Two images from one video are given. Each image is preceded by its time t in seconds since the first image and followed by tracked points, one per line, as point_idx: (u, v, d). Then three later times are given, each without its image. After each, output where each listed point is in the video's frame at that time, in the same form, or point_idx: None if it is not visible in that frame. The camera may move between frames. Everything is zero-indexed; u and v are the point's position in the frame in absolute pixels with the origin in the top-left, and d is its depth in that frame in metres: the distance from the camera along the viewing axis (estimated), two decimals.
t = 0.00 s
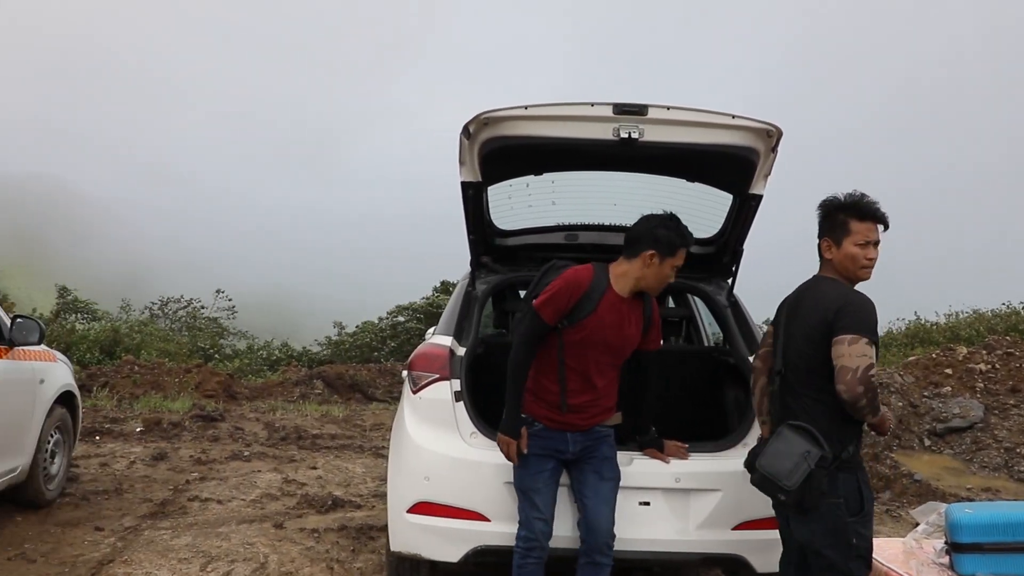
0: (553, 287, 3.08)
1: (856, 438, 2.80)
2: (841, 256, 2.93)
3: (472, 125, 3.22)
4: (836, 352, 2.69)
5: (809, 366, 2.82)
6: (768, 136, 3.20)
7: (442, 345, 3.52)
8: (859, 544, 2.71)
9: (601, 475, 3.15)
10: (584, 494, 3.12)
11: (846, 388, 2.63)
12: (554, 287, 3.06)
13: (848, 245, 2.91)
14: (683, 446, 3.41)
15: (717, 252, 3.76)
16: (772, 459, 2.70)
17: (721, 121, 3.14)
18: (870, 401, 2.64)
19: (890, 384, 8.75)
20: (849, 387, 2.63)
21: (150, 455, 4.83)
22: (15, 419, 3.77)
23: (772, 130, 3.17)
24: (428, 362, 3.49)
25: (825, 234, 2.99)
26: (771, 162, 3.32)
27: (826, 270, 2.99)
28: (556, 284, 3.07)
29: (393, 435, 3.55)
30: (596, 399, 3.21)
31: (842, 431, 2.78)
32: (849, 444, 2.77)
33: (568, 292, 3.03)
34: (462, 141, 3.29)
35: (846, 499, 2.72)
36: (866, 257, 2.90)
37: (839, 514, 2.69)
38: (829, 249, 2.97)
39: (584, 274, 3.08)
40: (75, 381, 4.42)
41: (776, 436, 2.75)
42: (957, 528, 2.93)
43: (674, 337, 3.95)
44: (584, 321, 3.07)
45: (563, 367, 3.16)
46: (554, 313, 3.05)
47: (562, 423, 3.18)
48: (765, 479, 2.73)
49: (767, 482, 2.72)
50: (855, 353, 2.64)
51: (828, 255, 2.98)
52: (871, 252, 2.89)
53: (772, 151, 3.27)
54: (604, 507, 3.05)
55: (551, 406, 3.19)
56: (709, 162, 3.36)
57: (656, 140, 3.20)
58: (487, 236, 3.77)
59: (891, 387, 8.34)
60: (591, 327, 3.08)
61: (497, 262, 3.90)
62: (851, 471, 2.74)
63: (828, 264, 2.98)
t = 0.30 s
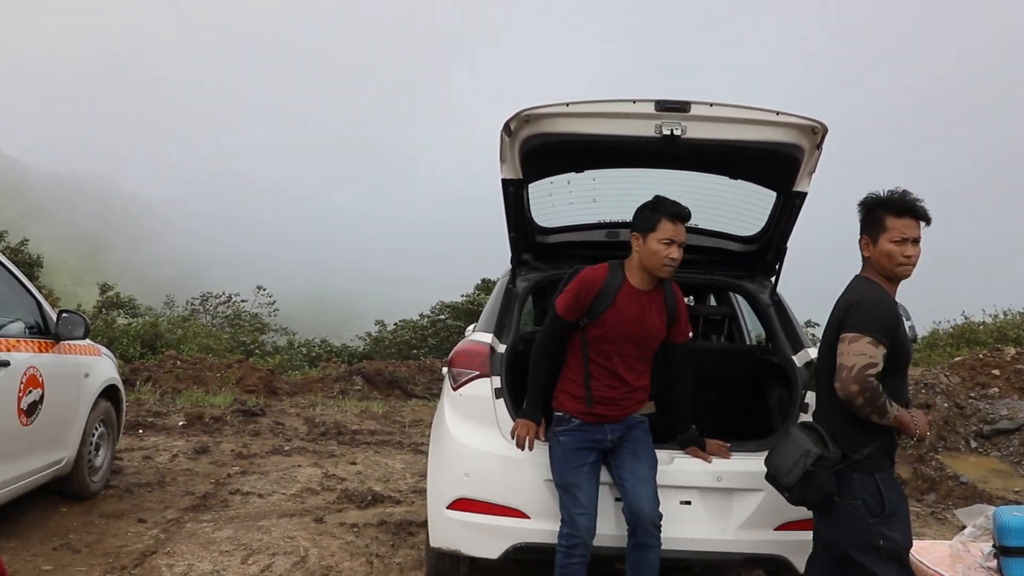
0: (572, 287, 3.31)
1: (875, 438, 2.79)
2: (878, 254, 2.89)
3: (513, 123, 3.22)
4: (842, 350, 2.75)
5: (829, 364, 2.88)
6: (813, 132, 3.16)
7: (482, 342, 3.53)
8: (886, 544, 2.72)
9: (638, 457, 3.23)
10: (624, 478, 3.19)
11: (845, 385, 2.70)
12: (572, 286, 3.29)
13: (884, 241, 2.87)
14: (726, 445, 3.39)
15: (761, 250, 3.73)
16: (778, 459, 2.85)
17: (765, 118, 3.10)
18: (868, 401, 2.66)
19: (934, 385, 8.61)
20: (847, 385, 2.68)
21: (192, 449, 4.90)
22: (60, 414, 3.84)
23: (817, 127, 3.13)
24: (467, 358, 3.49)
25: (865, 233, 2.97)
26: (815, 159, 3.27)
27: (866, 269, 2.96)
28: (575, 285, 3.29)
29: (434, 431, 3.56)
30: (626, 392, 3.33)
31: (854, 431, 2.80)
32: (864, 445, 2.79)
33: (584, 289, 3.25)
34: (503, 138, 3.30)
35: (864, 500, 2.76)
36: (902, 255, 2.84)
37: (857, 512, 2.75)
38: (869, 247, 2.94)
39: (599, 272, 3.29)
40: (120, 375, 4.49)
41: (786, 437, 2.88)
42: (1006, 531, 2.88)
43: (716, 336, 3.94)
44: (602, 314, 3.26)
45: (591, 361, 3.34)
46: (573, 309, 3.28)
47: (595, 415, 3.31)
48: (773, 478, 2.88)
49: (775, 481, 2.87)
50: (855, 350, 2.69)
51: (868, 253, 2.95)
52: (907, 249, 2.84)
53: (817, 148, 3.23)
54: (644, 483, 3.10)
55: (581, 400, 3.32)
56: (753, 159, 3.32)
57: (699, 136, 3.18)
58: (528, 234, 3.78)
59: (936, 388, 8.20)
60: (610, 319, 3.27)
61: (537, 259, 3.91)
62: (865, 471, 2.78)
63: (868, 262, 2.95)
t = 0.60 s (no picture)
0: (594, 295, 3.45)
1: (910, 443, 2.73)
2: (919, 251, 2.82)
3: (553, 117, 3.18)
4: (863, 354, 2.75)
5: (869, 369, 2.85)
6: (862, 127, 3.08)
7: (521, 338, 3.50)
8: (909, 552, 2.67)
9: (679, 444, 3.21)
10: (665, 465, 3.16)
11: (863, 389, 2.70)
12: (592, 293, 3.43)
13: (922, 238, 2.80)
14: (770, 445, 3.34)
15: (806, 247, 3.66)
16: (808, 461, 2.88)
17: (813, 113, 3.03)
18: (884, 405, 2.65)
19: (978, 385, 8.44)
20: (863, 389, 2.69)
21: (228, 441, 4.93)
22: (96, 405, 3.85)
23: (866, 121, 3.05)
24: (505, 355, 3.46)
25: (907, 230, 2.90)
26: (864, 154, 3.20)
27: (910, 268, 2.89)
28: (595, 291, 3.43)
29: (471, 427, 3.54)
30: (659, 384, 3.37)
31: (887, 436, 2.78)
32: (898, 450, 2.75)
33: (602, 292, 3.38)
34: (543, 132, 3.26)
35: (891, 505, 2.74)
36: (944, 251, 2.76)
37: (885, 517, 2.73)
38: (910, 246, 2.88)
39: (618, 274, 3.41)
40: (156, 367, 4.52)
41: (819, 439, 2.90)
42: None
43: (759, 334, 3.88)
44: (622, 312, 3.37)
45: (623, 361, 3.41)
46: (594, 314, 3.41)
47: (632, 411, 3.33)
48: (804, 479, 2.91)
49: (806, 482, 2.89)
50: (871, 354, 2.69)
51: (910, 251, 2.89)
52: (948, 245, 2.76)
53: (865, 143, 3.15)
54: (688, 468, 3.06)
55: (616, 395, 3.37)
56: (798, 154, 3.26)
57: (743, 131, 3.12)
58: (568, 229, 3.74)
59: (985, 390, 8.08)
60: (632, 317, 3.37)
61: (577, 255, 3.87)
62: (895, 476, 2.75)
63: (911, 260, 2.87)
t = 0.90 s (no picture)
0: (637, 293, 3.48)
1: (961, 451, 2.64)
2: (962, 248, 2.74)
3: (595, 111, 3.13)
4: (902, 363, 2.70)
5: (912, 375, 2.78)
6: (913, 123, 3.00)
7: (561, 335, 3.47)
8: (955, 567, 2.60)
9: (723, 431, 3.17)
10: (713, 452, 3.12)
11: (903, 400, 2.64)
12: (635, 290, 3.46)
13: (965, 234, 2.72)
14: (814, 446, 3.29)
15: (853, 245, 3.59)
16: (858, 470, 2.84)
17: (862, 108, 2.96)
18: (925, 416, 2.58)
19: None
20: (902, 399, 2.63)
21: (265, 435, 4.95)
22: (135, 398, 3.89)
23: (918, 117, 2.97)
24: (545, 352, 3.43)
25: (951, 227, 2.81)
26: (914, 150, 3.12)
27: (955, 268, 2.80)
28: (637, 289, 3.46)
29: (510, 424, 3.51)
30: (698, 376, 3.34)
31: (936, 444, 2.70)
32: (949, 458, 2.66)
33: (643, 288, 3.41)
34: (585, 127, 3.22)
35: (942, 516, 2.65)
36: (987, 247, 2.68)
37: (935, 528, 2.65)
38: (954, 243, 2.80)
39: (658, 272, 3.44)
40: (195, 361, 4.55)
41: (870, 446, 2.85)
42: None
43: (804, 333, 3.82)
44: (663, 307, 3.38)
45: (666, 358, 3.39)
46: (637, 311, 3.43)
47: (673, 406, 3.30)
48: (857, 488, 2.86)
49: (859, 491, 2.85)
50: (909, 364, 2.63)
51: (954, 249, 2.80)
52: (992, 239, 2.67)
53: (916, 139, 3.07)
54: (737, 450, 3.02)
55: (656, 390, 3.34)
56: (846, 149, 3.19)
57: (790, 126, 3.05)
58: (609, 225, 3.70)
59: None
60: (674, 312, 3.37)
61: (618, 251, 3.83)
62: (943, 485, 2.66)
63: (956, 258, 2.79)
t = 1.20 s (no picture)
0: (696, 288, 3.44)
1: (1011, 459, 2.53)
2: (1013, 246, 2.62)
3: (641, 108, 3.08)
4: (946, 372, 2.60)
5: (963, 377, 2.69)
6: (970, 118, 2.91)
7: (606, 335, 3.43)
8: None
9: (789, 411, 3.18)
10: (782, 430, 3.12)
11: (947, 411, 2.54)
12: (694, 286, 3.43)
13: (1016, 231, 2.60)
14: (864, 448, 3.22)
15: (906, 243, 3.51)
16: (900, 467, 2.77)
17: (917, 103, 2.88)
18: (970, 427, 2.48)
19: None
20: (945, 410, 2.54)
21: (307, 432, 4.98)
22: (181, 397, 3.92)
23: (975, 111, 2.88)
24: (590, 351, 3.40)
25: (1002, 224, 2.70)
26: (971, 147, 3.02)
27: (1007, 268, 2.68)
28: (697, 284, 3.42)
29: (554, 424, 3.49)
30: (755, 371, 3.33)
31: (983, 450, 2.60)
32: (995, 465, 2.56)
33: (705, 284, 3.37)
34: (630, 124, 3.17)
35: (982, 526, 2.56)
36: None
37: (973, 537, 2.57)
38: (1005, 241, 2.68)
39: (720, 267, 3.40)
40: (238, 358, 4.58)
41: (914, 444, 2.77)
42: None
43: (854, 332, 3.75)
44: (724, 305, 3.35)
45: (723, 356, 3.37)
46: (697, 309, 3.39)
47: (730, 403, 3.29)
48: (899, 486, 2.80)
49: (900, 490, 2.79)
50: (950, 373, 2.54)
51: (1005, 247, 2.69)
52: None
53: (973, 135, 2.97)
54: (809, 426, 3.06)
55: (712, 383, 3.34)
56: (899, 145, 3.10)
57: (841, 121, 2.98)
58: (655, 224, 3.65)
59: None
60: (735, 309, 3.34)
61: (664, 250, 3.78)
62: (987, 493, 2.56)
63: (1009, 257, 2.67)
